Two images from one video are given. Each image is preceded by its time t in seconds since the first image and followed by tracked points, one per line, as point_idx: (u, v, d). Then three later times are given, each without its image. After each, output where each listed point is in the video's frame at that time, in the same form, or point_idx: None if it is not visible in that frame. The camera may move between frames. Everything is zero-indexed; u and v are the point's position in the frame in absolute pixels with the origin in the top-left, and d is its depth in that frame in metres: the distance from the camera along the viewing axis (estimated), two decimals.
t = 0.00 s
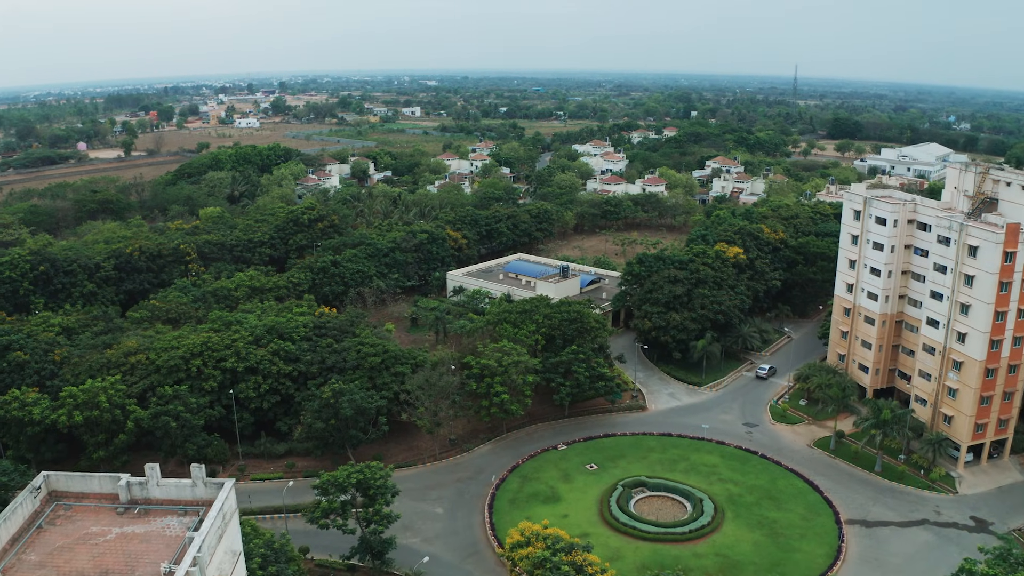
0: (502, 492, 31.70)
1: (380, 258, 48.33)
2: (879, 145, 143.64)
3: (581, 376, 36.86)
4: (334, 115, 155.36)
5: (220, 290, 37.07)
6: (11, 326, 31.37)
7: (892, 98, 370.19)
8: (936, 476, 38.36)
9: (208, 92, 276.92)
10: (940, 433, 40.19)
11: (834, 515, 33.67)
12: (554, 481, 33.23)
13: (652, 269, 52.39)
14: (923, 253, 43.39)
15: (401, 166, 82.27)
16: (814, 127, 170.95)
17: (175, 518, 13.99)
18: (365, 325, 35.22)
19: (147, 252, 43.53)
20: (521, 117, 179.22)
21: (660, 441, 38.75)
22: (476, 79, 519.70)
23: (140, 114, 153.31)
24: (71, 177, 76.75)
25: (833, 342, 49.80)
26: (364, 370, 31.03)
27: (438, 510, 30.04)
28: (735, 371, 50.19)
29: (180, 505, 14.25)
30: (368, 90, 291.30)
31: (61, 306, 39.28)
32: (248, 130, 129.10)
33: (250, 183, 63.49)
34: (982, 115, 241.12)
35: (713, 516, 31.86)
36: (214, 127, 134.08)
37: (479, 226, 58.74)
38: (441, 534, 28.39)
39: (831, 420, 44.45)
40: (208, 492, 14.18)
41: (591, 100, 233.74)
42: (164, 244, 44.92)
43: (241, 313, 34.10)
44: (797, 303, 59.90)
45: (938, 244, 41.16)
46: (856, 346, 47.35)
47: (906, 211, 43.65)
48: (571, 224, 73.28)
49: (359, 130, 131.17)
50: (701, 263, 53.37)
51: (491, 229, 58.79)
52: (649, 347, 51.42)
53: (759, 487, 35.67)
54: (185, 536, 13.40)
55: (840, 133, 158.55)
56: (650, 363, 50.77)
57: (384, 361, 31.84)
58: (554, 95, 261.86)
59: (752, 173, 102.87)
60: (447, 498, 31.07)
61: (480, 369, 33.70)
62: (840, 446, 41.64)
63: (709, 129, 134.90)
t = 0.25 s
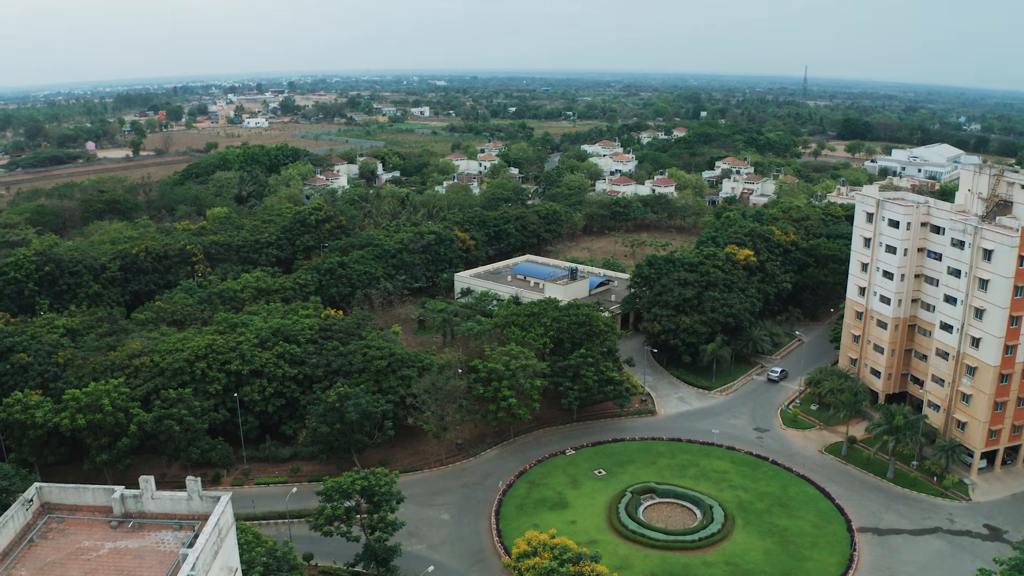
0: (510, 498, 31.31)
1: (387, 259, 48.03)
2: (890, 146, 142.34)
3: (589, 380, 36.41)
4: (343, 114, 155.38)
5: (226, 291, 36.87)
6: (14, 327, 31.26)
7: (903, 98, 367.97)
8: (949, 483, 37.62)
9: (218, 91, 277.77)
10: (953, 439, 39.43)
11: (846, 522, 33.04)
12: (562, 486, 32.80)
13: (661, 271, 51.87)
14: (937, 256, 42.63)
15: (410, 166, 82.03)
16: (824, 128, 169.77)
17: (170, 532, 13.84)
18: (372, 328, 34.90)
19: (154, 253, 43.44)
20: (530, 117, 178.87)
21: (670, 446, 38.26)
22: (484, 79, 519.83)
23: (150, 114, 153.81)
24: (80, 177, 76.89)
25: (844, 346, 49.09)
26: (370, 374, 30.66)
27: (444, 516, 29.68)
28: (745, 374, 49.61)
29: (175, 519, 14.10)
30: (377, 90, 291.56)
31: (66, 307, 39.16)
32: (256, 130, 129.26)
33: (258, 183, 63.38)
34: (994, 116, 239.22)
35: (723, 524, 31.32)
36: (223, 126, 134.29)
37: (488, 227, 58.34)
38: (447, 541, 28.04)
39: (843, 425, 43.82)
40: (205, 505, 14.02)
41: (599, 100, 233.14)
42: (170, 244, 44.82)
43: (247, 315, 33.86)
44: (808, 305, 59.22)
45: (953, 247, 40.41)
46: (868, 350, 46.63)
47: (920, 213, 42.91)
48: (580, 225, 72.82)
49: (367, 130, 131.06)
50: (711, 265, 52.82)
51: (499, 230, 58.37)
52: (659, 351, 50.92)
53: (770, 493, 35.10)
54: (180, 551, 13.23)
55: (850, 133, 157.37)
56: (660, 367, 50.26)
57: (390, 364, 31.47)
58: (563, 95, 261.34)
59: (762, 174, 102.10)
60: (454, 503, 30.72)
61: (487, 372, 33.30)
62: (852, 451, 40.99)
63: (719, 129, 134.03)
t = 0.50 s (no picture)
0: (516, 504, 30.91)
1: (394, 260, 47.70)
2: (902, 147, 141.06)
3: (597, 384, 35.91)
4: (352, 114, 155.33)
5: (232, 293, 36.66)
6: (19, 329, 31.21)
7: (913, 99, 365.78)
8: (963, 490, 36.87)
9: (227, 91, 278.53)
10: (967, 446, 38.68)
11: (858, 531, 32.40)
12: (570, 493, 32.35)
13: (671, 274, 51.33)
14: (951, 260, 41.86)
15: (418, 166, 81.73)
16: (835, 129, 168.57)
17: (164, 547, 13.55)
18: (378, 330, 34.55)
19: (159, 254, 43.35)
20: (539, 117, 178.44)
21: (679, 451, 37.74)
22: (493, 79, 520.15)
23: (159, 114, 154.29)
24: (89, 177, 76.98)
25: (856, 350, 48.38)
26: (375, 377, 30.30)
27: (450, 522, 29.31)
28: (755, 379, 49.01)
29: (169, 534, 13.78)
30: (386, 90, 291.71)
31: (71, 308, 39.07)
32: (265, 130, 129.36)
33: (266, 183, 63.22)
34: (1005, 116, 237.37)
35: (733, 532, 30.76)
36: (232, 126, 134.45)
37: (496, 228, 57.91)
38: (453, 548, 27.66)
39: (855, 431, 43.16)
40: (200, 520, 13.68)
41: (608, 100, 232.51)
42: (177, 245, 44.70)
43: (252, 318, 33.61)
44: (819, 309, 58.52)
45: (967, 250, 39.64)
46: (880, 355, 45.90)
47: (933, 216, 42.15)
48: (589, 226, 72.31)
49: (376, 130, 130.92)
50: (721, 267, 52.23)
51: (507, 231, 57.99)
52: (668, 354, 50.41)
53: (780, 500, 34.51)
54: (172, 569, 12.93)
55: (860, 134, 156.15)
56: (669, 370, 49.75)
57: (396, 367, 31.11)
58: (572, 95, 260.80)
59: (772, 175, 101.28)
60: (460, 509, 30.36)
61: (494, 376, 32.88)
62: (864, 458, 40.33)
63: (729, 130, 133.15)
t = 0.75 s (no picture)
0: (523, 511, 30.51)
1: (402, 261, 47.39)
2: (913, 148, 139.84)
3: (606, 388, 35.44)
4: (361, 114, 155.29)
5: (238, 294, 36.45)
6: (23, 330, 31.10)
7: (924, 100, 363.54)
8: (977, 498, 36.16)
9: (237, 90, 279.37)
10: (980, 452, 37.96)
11: (871, 539, 31.79)
12: (578, 499, 31.92)
13: (680, 277, 50.79)
14: (965, 263, 41.13)
15: (426, 166, 81.44)
16: (845, 129, 167.40)
17: (157, 562, 13.53)
18: (385, 333, 34.23)
19: (165, 255, 43.24)
20: (548, 117, 178.03)
21: (689, 457, 37.22)
22: (502, 78, 519.70)
23: (168, 113, 154.51)
24: (98, 176, 77.05)
25: (868, 354, 47.69)
26: (381, 381, 29.94)
27: (455, 528, 28.95)
28: (766, 383, 48.41)
29: (162, 549, 13.75)
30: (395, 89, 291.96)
31: (76, 309, 38.95)
32: (274, 129, 129.43)
33: (273, 183, 63.07)
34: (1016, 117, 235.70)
35: (743, 540, 30.23)
36: (241, 126, 134.55)
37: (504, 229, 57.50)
38: (459, 555, 27.31)
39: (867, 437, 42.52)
40: (193, 535, 13.67)
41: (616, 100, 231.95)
42: (183, 246, 44.56)
43: (257, 319, 33.36)
44: (830, 312, 57.84)
45: (982, 254, 38.91)
46: (892, 359, 45.20)
47: (947, 219, 41.40)
48: (598, 227, 71.81)
49: (384, 130, 130.78)
50: (732, 270, 51.64)
51: (515, 232, 57.59)
52: (677, 358, 49.89)
53: (791, 507, 33.94)
54: None
55: (870, 135, 154.94)
56: (678, 374, 49.22)
57: (402, 371, 30.75)
58: (580, 95, 260.52)
59: (783, 176, 100.45)
60: (466, 515, 30.01)
61: (501, 381, 32.47)
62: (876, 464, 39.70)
63: (739, 130, 132.30)
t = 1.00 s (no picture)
0: (530, 517, 30.12)
1: (408, 262, 47.12)
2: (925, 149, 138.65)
3: (614, 393, 34.98)
4: (369, 113, 155.23)
5: (243, 295, 36.25)
6: (26, 332, 30.99)
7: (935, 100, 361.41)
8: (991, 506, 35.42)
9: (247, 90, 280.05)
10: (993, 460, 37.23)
11: (883, 548, 31.19)
12: (586, 505, 31.50)
13: (690, 280, 50.27)
14: (979, 268, 40.39)
15: (434, 167, 81.16)
16: (855, 130, 166.23)
17: None
18: (391, 335, 33.91)
19: (171, 255, 43.16)
20: (557, 117, 177.54)
21: (698, 463, 36.73)
22: (511, 78, 519.22)
23: (177, 113, 154.79)
24: (107, 176, 77.11)
25: (880, 359, 47.00)
26: (387, 384, 29.62)
27: (461, 535, 28.60)
28: (776, 388, 47.81)
29: (155, 563, 14.43)
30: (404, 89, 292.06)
31: (82, 310, 38.86)
32: (282, 129, 129.46)
33: (281, 183, 62.94)
34: None
35: (752, 548, 29.71)
36: (250, 125, 134.65)
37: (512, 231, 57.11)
38: (464, 562, 26.97)
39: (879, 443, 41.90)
40: (186, 551, 14.33)
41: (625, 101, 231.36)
42: (190, 246, 44.46)
43: (262, 321, 33.12)
44: (841, 315, 57.15)
45: (997, 258, 38.18)
46: (904, 364, 44.50)
47: (961, 222, 40.66)
48: (607, 228, 71.31)
49: (393, 129, 130.62)
50: (742, 273, 51.06)
51: (524, 233, 57.18)
52: (686, 362, 49.37)
53: (802, 515, 33.40)
54: None
55: (881, 135, 153.72)
56: (687, 378, 48.69)
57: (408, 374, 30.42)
58: (589, 95, 260.14)
59: (793, 177, 99.64)
60: (472, 521, 29.66)
61: (508, 385, 32.08)
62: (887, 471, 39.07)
63: (748, 131, 131.47)
